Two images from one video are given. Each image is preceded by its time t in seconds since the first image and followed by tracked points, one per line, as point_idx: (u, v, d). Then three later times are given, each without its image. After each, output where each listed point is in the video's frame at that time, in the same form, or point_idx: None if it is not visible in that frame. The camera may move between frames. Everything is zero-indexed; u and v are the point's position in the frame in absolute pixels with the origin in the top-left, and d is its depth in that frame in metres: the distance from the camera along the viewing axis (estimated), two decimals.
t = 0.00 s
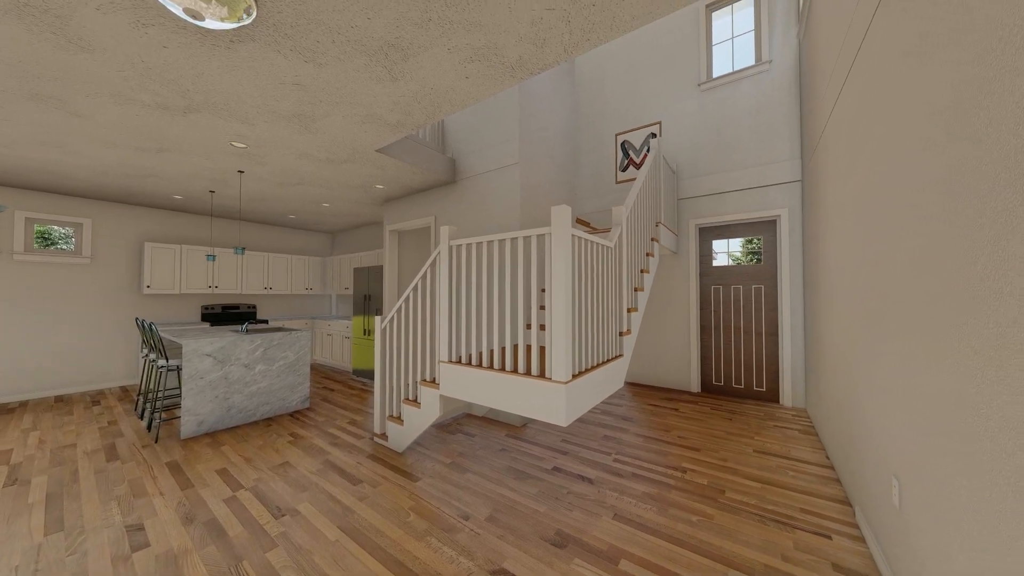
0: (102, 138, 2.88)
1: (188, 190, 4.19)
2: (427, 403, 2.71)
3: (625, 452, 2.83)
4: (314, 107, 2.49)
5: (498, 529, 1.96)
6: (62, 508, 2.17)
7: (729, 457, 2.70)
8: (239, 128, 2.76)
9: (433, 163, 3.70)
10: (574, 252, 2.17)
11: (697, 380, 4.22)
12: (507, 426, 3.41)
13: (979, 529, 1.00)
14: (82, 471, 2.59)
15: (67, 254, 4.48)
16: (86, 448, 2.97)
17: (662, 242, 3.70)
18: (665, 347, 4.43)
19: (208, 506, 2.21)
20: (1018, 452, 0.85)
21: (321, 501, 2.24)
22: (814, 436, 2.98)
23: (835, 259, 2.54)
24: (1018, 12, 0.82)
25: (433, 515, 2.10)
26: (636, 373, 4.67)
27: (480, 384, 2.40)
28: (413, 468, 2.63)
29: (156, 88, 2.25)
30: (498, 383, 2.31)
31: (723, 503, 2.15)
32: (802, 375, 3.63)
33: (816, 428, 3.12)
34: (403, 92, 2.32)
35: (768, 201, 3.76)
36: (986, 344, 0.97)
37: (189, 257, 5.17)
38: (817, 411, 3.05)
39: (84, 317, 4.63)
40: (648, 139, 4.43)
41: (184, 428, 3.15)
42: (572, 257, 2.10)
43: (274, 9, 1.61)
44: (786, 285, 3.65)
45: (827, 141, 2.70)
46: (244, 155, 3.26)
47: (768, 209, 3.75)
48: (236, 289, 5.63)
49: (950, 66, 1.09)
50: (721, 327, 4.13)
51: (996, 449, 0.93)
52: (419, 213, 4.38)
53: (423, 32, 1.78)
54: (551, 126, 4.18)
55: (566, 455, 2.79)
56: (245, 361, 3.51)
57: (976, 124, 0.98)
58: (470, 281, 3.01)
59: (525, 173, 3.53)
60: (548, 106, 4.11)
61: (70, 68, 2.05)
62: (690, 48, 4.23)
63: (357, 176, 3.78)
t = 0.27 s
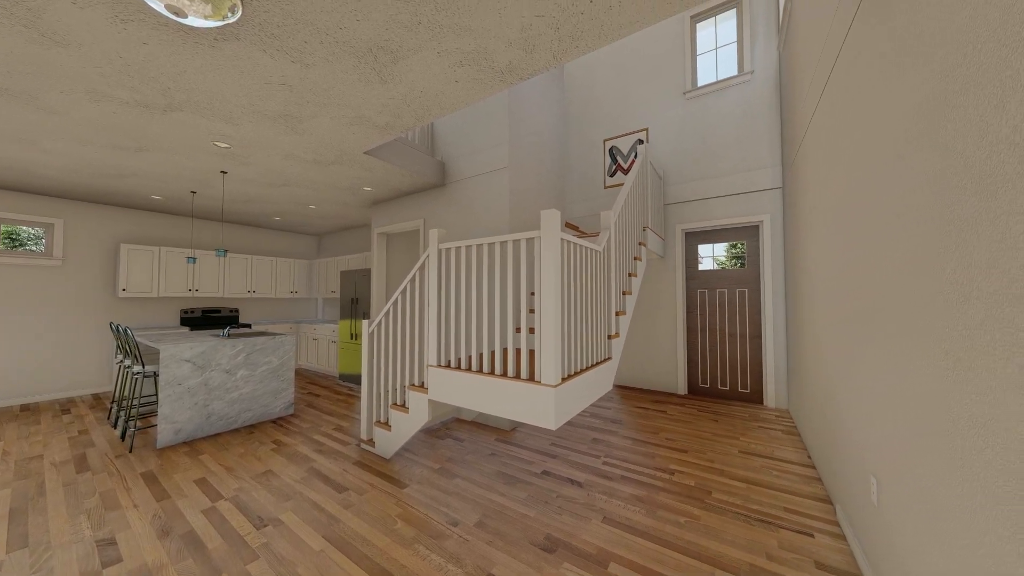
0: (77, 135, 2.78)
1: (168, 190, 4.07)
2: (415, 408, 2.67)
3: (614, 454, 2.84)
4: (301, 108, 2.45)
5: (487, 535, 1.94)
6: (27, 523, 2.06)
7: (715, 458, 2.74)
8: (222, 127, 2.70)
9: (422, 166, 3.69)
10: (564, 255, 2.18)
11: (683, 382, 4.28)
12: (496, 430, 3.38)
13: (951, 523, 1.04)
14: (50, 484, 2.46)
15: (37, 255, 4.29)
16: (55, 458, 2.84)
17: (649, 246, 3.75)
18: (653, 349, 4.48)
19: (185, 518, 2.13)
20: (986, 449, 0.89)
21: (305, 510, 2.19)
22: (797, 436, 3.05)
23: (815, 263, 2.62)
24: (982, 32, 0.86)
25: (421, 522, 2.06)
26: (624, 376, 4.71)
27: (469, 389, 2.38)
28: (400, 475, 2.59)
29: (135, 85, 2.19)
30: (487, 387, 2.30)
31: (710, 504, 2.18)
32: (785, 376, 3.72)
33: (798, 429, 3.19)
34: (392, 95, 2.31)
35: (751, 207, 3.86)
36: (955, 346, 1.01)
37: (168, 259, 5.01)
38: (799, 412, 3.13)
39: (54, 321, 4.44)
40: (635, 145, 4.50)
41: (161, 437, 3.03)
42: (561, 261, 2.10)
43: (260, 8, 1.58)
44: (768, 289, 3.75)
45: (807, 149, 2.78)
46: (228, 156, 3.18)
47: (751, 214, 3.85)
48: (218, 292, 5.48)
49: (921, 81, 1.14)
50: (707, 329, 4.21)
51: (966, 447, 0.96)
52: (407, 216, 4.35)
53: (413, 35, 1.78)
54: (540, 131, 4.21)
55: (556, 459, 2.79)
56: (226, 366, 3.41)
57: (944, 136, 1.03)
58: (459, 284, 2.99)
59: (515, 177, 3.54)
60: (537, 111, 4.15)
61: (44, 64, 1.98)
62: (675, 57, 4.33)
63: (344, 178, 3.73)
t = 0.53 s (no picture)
0: (54, 133, 2.69)
1: (150, 190, 3.97)
2: (404, 412, 2.64)
3: (605, 457, 2.85)
4: (289, 108, 2.42)
5: (478, 540, 1.92)
6: None
7: (704, 459, 2.77)
8: (207, 127, 2.64)
9: (413, 168, 3.67)
10: (555, 258, 2.18)
11: (673, 384, 4.33)
12: (488, 434, 3.36)
13: (931, 518, 1.06)
14: (19, 496, 2.36)
15: (9, 257, 4.13)
16: (25, 468, 2.72)
17: (639, 250, 3.79)
18: (643, 352, 4.52)
19: (165, 529, 2.06)
20: (961, 447, 0.92)
21: (290, 519, 2.13)
22: (783, 437, 3.11)
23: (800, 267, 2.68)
24: (951, 46, 0.90)
25: (411, 528, 2.03)
26: (615, 379, 4.73)
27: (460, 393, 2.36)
28: (390, 480, 2.55)
29: (116, 83, 2.13)
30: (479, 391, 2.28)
31: (699, 505, 2.20)
32: (771, 378, 3.78)
33: (784, 429, 3.25)
34: (383, 97, 2.30)
35: (737, 212, 3.94)
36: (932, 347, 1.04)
37: (148, 261, 4.88)
38: (785, 413, 3.18)
39: (27, 325, 4.27)
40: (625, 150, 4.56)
41: (139, 445, 2.93)
42: (552, 264, 2.11)
43: (249, 7, 1.56)
44: (755, 293, 3.82)
45: (791, 156, 2.85)
46: (213, 156, 3.12)
47: (737, 219, 3.92)
48: (201, 295, 5.34)
49: (899, 91, 1.18)
50: (696, 332, 4.26)
51: (943, 445, 1.00)
52: (398, 218, 4.31)
53: (404, 38, 1.77)
54: (531, 135, 4.24)
55: (547, 462, 2.78)
56: (209, 371, 3.32)
57: (919, 144, 1.06)
58: (450, 287, 2.97)
59: (506, 180, 3.55)
60: (528, 115, 4.17)
61: (19, 60, 1.92)
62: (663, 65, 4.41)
63: (334, 179, 3.69)
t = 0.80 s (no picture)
0: (36, 131, 2.62)
1: (135, 191, 3.89)
2: (396, 416, 2.61)
3: (597, 459, 2.85)
4: (280, 109, 2.39)
5: (470, 545, 1.90)
6: None
7: (695, 460, 2.79)
8: (195, 126, 2.60)
9: (406, 170, 3.66)
10: (548, 261, 2.18)
11: (664, 386, 4.36)
12: (480, 437, 3.35)
13: (913, 515, 1.09)
14: None
15: None
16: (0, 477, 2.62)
17: (631, 253, 3.83)
18: (634, 354, 4.55)
19: (147, 538, 2.00)
20: (942, 446, 0.94)
21: (278, 526, 2.09)
22: (772, 437, 3.15)
23: (788, 270, 2.72)
24: (930, 57, 0.93)
25: (402, 534, 2.00)
26: (607, 381, 4.75)
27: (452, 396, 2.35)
28: (381, 485, 2.52)
29: (100, 81, 2.09)
30: (471, 394, 2.27)
31: (690, 506, 2.21)
32: (760, 380, 3.84)
33: (773, 430, 3.29)
34: (375, 98, 2.28)
35: (727, 215, 4.00)
36: (914, 349, 1.07)
37: (132, 263, 4.76)
38: (774, 414, 3.23)
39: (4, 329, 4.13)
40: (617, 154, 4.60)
41: (121, 451, 2.85)
42: (545, 267, 2.10)
43: (239, 5, 1.54)
44: (744, 295, 3.87)
45: (779, 161, 2.91)
46: (202, 156, 3.07)
47: (727, 223, 3.98)
48: (187, 298, 5.23)
49: (881, 99, 1.22)
50: (687, 334, 4.30)
51: (925, 444, 1.02)
52: (390, 220, 4.29)
53: (397, 40, 1.77)
54: (524, 138, 4.26)
55: (540, 465, 2.77)
56: (195, 375, 3.25)
57: (899, 151, 1.09)
58: (442, 289, 2.96)
59: (499, 183, 3.56)
60: (521, 119, 4.19)
61: None
62: (654, 71, 4.47)
63: (325, 181, 3.66)
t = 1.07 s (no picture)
0: (21, 130, 2.57)
1: (125, 191, 3.83)
2: (390, 419, 2.59)
3: (592, 461, 2.86)
4: (273, 109, 2.37)
5: (464, 549, 1.89)
6: None
7: (689, 462, 2.80)
8: (187, 126, 2.57)
9: (401, 172, 3.65)
10: (543, 263, 2.18)
11: (658, 388, 4.38)
12: (475, 440, 3.33)
13: (902, 513, 1.11)
14: None
15: None
16: None
17: (625, 255, 3.85)
18: (629, 356, 4.57)
19: (134, 546, 1.96)
20: (929, 446, 0.96)
21: (269, 531, 2.06)
22: (764, 438, 3.17)
23: (780, 273, 2.75)
24: (916, 65, 0.95)
25: (396, 538, 1.98)
26: (601, 383, 4.76)
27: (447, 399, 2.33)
28: (374, 489, 2.49)
29: (89, 79, 2.06)
30: (466, 397, 2.26)
31: (685, 507, 2.22)
32: (753, 381, 3.87)
33: (765, 431, 3.32)
34: (370, 99, 2.27)
35: (720, 218, 4.05)
36: (902, 350, 1.08)
37: (120, 264, 4.68)
38: (766, 415, 3.26)
39: None
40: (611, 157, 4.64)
41: (108, 457, 2.79)
42: (540, 268, 2.10)
43: (232, 4, 1.53)
44: (736, 297, 3.91)
45: (771, 165, 2.95)
46: (193, 156, 3.04)
47: (719, 226, 4.03)
48: (177, 300, 5.15)
49: (869, 105, 1.24)
50: (681, 336, 4.33)
51: (913, 444, 1.04)
52: (385, 222, 4.27)
53: (392, 42, 1.77)
54: (520, 141, 4.27)
55: (535, 468, 2.77)
56: (184, 378, 3.20)
57: (886, 156, 1.12)
58: (437, 291, 2.94)
59: (494, 185, 3.56)
60: (517, 121, 4.20)
61: None
62: (648, 75, 4.52)
63: (319, 182, 3.63)
